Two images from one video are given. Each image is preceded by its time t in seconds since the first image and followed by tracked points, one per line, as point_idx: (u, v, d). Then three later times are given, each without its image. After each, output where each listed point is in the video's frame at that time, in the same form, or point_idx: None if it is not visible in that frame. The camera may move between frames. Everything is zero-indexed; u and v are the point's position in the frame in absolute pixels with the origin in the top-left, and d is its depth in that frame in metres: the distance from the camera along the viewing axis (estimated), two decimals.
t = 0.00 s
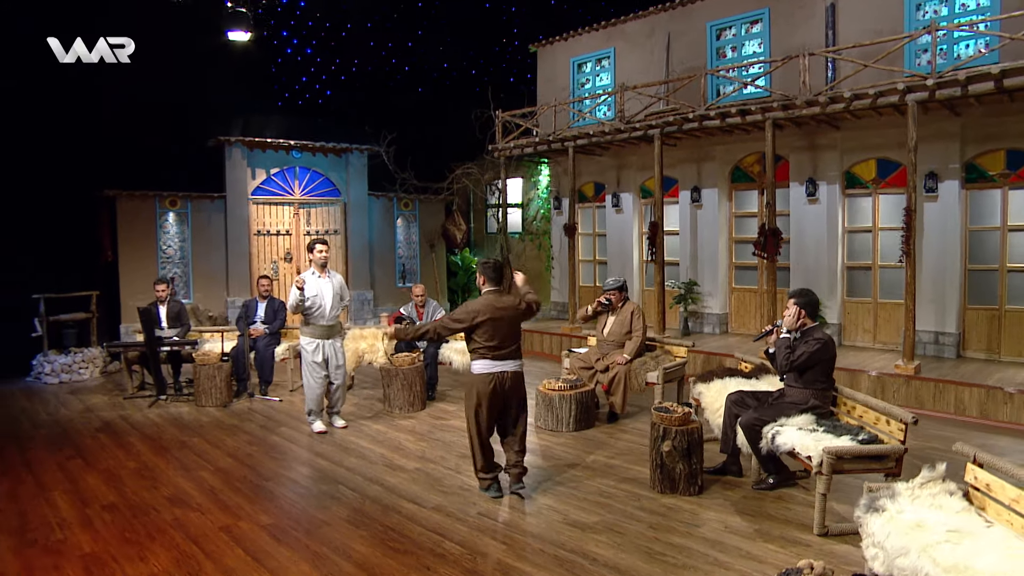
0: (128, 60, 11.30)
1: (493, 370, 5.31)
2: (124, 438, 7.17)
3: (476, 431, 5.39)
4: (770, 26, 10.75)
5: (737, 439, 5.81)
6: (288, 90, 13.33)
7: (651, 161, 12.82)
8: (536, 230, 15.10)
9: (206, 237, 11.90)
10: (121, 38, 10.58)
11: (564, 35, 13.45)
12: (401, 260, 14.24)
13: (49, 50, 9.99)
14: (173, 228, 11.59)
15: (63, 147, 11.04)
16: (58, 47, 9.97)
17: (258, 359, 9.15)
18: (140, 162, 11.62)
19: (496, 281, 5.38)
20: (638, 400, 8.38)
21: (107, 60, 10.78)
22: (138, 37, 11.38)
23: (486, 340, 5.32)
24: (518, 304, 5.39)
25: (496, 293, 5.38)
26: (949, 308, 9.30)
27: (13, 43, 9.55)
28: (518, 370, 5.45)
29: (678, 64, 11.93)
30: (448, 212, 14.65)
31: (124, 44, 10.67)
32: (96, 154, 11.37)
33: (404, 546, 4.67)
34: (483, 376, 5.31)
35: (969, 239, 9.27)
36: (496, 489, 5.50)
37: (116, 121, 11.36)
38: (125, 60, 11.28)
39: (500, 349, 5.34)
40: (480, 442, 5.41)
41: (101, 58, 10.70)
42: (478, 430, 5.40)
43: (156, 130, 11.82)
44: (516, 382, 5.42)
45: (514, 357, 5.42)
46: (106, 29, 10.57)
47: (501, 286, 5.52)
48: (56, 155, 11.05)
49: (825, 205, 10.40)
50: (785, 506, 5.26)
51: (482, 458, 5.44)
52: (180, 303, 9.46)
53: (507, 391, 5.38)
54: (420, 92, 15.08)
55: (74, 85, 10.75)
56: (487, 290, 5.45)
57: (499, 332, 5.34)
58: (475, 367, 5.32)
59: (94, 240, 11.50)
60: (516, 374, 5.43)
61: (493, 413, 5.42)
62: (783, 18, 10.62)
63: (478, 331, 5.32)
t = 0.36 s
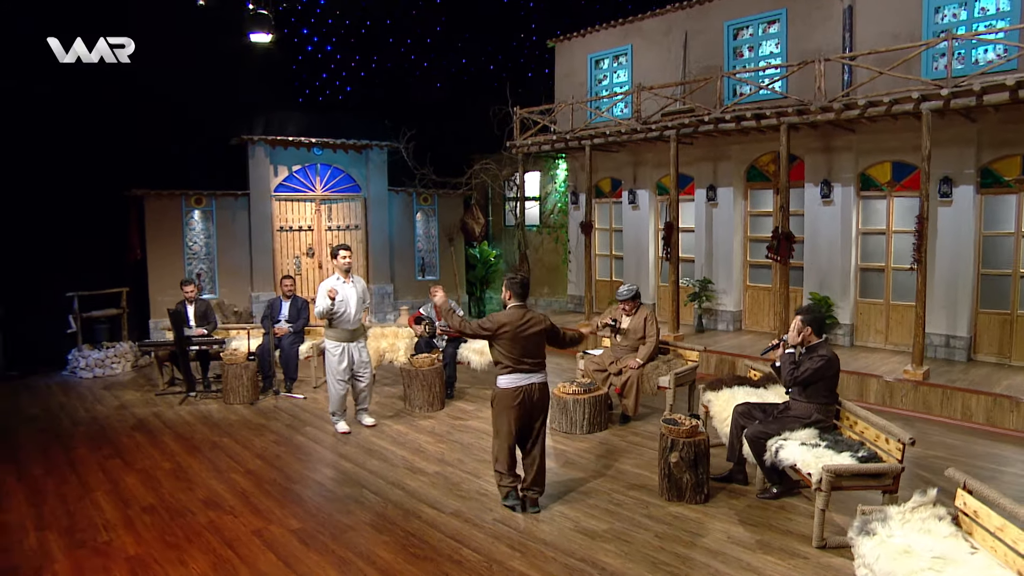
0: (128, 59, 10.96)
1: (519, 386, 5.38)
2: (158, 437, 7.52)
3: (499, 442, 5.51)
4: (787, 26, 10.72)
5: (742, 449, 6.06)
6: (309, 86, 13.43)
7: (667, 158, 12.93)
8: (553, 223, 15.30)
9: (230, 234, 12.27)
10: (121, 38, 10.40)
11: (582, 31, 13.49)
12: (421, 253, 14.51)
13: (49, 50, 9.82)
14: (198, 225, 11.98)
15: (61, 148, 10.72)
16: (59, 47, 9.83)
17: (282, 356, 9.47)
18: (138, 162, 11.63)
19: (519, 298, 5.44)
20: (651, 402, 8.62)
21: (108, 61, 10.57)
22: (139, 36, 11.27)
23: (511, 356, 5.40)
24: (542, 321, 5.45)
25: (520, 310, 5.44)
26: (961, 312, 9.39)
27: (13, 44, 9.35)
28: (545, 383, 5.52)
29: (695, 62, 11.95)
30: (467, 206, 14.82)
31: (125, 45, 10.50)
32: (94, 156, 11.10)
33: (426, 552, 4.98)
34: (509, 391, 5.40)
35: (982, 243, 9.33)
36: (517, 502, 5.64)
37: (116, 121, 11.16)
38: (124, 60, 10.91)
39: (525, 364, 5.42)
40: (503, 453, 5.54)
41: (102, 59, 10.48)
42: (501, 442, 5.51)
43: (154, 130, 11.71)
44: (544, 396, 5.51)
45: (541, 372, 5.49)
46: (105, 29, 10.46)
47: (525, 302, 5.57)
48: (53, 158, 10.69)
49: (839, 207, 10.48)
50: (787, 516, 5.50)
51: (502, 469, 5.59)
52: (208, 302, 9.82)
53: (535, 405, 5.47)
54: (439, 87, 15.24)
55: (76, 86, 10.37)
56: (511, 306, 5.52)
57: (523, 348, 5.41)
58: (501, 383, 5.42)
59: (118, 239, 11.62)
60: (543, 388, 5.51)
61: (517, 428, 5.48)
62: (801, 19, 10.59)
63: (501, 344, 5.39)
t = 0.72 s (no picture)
0: (128, 60, 11.59)
1: (533, 395, 5.68)
2: (187, 435, 7.91)
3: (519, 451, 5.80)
4: (799, 29, 10.77)
5: (744, 456, 6.35)
6: (325, 84, 13.65)
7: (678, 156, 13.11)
8: (566, 217, 15.53)
9: (250, 231, 12.57)
10: (121, 38, 11.29)
11: (594, 29, 13.58)
12: (435, 247, 14.79)
13: (49, 50, 10.66)
14: (219, 222, 12.28)
15: (70, 147, 11.04)
16: (58, 46, 10.68)
17: (303, 354, 9.80)
18: (150, 159, 11.83)
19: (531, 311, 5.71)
20: (659, 403, 8.92)
21: (109, 62, 11.33)
22: (138, 37, 11.64)
23: (524, 367, 5.67)
24: (552, 332, 5.71)
25: (532, 321, 5.71)
26: (966, 316, 9.56)
27: (14, 44, 10.30)
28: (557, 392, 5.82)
29: (707, 62, 12.02)
30: (481, 201, 15.02)
31: (125, 45, 11.34)
32: (105, 155, 11.39)
33: (444, 554, 5.32)
34: (524, 400, 5.69)
35: (988, 248, 9.48)
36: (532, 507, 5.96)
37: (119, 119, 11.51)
38: (125, 60, 11.56)
39: (538, 374, 5.70)
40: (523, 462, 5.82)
41: (103, 59, 11.27)
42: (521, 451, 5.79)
43: (160, 128, 11.94)
44: (555, 404, 5.81)
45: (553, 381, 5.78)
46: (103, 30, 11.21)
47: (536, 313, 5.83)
48: (62, 157, 10.98)
49: (848, 209, 10.65)
50: (786, 522, 5.79)
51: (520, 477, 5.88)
52: (229, 302, 10.16)
53: (548, 414, 5.75)
54: (454, 83, 15.41)
55: (73, 85, 10.97)
56: (524, 318, 5.78)
57: (536, 359, 5.68)
58: (517, 393, 5.70)
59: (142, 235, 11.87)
60: (555, 397, 5.82)
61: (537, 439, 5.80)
62: (813, 22, 10.61)
63: (515, 356, 5.68)
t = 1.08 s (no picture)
0: (128, 60, 11.66)
1: (526, 405, 5.95)
2: (203, 432, 8.25)
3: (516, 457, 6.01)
4: (797, 31, 10.92)
5: (736, 457, 6.70)
6: (330, 79, 13.83)
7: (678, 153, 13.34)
8: (568, 210, 15.83)
9: (258, 227, 12.82)
10: (121, 38, 11.45)
11: (595, 26, 13.72)
12: (440, 241, 15.08)
13: (50, 50, 10.83)
14: (228, 218, 12.54)
15: (73, 148, 11.15)
16: (58, 46, 10.86)
17: (312, 350, 10.12)
18: (157, 157, 11.89)
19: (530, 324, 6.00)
20: (656, 399, 9.26)
21: (109, 62, 11.41)
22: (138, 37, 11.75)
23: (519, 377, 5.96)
24: (549, 346, 5.95)
25: (530, 334, 6.01)
26: (956, 316, 9.86)
27: (13, 43, 10.46)
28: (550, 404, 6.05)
29: (707, 62, 12.15)
30: (484, 194, 15.25)
31: (125, 45, 11.45)
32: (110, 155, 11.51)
33: (453, 551, 5.68)
34: (519, 408, 5.97)
35: (978, 250, 9.74)
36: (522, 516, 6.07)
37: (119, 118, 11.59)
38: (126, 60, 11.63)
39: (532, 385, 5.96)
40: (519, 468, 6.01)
41: (103, 59, 11.37)
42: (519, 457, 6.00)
43: (162, 128, 12.03)
44: (547, 415, 6.04)
45: (547, 393, 6.02)
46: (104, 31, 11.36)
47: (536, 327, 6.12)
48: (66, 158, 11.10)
49: (843, 210, 10.91)
50: (774, 520, 6.14)
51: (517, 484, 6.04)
52: (240, 299, 10.45)
53: (541, 423, 6.01)
54: (456, 78, 15.57)
55: (71, 84, 11.03)
56: (524, 331, 6.10)
57: (531, 371, 5.95)
58: (512, 402, 5.99)
59: (151, 233, 12.07)
60: (547, 409, 6.05)
61: (536, 444, 6.07)
62: (811, 24, 10.75)
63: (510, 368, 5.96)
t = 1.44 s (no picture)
0: (129, 60, 11.77)
1: (511, 407, 6.22)
2: (211, 427, 8.58)
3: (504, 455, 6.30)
4: (785, 33, 11.17)
5: (719, 451, 7.10)
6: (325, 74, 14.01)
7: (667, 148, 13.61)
8: (560, 202, 16.12)
9: (256, 222, 12.99)
10: (121, 38, 11.56)
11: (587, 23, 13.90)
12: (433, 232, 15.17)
13: (51, 50, 11.02)
14: (226, 214, 12.67)
15: (74, 148, 11.37)
16: (59, 47, 11.03)
17: (312, 345, 10.40)
18: (156, 156, 12.15)
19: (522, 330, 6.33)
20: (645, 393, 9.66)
21: (109, 62, 11.54)
22: (138, 36, 11.76)
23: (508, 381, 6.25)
24: (538, 352, 6.27)
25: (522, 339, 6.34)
26: (933, 312, 10.26)
27: (14, 44, 10.68)
28: (534, 409, 6.26)
29: (696, 61, 12.40)
30: (477, 187, 15.46)
31: (125, 45, 11.59)
32: (108, 154, 11.71)
33: (454, 542, 6.07)
34: (505, 410, 6.25)
35: (954, 249, 10.11)
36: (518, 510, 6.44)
37: (120, 118, 11.74)
38: (126, 60, 11.74)
39: (520, 389, 6.23)
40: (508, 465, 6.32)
41: (103, 59, 11.51)
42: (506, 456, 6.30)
43: (161, 126, 12.22)
44: (531, 420, 6.26)
45: (532, 397, 6.25)
46: (104, 31, 11.44)
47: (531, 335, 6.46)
48: (66, 157, 11.32)
49: (827, 208, 11.25)
50: (754, 511, 6.55)
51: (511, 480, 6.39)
52: (241, 295, 10.71)
53: (523, 427, 6.23)
54: (450, 72, 15.75)
55: (71, 84, 11.24)
56: (517, 337, 6.43)
57: (519, 375, 6.22)
58: (500, 404, 6.27)
59: (152, 231, 12.37)
60: (531, 414, 6.27)
61: (521, 444, 6.32)
62: (798, 27, 11.00)
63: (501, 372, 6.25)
